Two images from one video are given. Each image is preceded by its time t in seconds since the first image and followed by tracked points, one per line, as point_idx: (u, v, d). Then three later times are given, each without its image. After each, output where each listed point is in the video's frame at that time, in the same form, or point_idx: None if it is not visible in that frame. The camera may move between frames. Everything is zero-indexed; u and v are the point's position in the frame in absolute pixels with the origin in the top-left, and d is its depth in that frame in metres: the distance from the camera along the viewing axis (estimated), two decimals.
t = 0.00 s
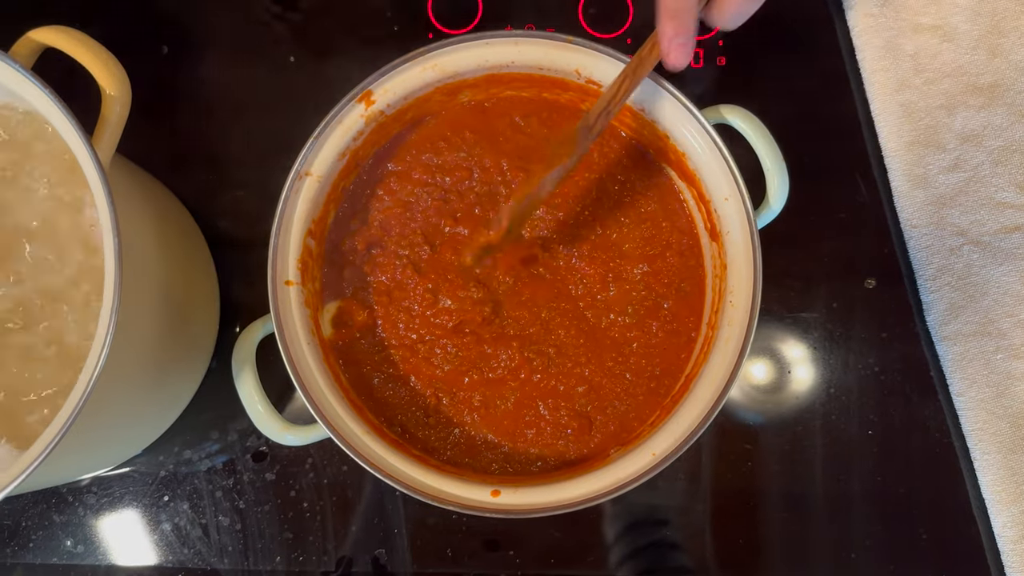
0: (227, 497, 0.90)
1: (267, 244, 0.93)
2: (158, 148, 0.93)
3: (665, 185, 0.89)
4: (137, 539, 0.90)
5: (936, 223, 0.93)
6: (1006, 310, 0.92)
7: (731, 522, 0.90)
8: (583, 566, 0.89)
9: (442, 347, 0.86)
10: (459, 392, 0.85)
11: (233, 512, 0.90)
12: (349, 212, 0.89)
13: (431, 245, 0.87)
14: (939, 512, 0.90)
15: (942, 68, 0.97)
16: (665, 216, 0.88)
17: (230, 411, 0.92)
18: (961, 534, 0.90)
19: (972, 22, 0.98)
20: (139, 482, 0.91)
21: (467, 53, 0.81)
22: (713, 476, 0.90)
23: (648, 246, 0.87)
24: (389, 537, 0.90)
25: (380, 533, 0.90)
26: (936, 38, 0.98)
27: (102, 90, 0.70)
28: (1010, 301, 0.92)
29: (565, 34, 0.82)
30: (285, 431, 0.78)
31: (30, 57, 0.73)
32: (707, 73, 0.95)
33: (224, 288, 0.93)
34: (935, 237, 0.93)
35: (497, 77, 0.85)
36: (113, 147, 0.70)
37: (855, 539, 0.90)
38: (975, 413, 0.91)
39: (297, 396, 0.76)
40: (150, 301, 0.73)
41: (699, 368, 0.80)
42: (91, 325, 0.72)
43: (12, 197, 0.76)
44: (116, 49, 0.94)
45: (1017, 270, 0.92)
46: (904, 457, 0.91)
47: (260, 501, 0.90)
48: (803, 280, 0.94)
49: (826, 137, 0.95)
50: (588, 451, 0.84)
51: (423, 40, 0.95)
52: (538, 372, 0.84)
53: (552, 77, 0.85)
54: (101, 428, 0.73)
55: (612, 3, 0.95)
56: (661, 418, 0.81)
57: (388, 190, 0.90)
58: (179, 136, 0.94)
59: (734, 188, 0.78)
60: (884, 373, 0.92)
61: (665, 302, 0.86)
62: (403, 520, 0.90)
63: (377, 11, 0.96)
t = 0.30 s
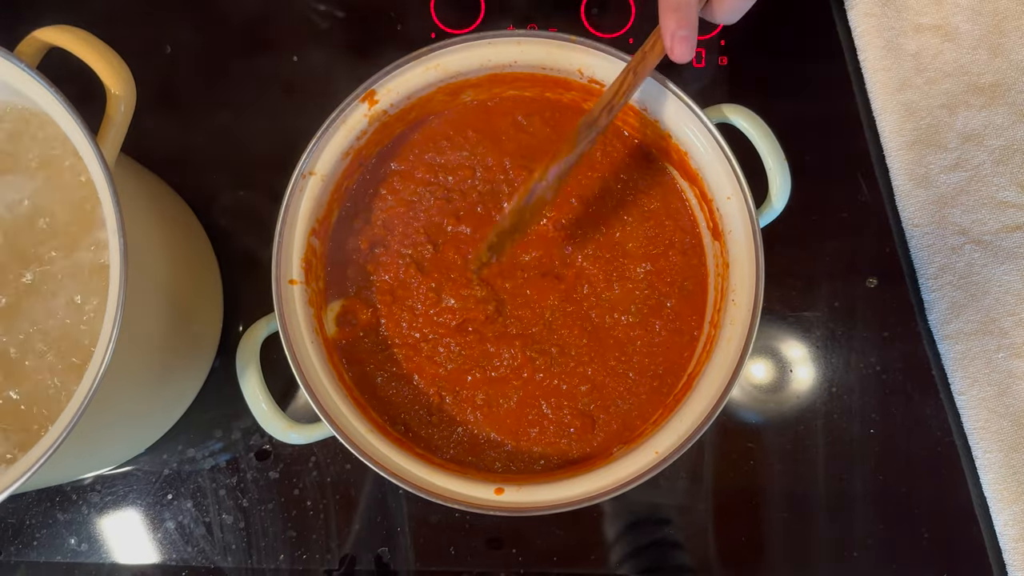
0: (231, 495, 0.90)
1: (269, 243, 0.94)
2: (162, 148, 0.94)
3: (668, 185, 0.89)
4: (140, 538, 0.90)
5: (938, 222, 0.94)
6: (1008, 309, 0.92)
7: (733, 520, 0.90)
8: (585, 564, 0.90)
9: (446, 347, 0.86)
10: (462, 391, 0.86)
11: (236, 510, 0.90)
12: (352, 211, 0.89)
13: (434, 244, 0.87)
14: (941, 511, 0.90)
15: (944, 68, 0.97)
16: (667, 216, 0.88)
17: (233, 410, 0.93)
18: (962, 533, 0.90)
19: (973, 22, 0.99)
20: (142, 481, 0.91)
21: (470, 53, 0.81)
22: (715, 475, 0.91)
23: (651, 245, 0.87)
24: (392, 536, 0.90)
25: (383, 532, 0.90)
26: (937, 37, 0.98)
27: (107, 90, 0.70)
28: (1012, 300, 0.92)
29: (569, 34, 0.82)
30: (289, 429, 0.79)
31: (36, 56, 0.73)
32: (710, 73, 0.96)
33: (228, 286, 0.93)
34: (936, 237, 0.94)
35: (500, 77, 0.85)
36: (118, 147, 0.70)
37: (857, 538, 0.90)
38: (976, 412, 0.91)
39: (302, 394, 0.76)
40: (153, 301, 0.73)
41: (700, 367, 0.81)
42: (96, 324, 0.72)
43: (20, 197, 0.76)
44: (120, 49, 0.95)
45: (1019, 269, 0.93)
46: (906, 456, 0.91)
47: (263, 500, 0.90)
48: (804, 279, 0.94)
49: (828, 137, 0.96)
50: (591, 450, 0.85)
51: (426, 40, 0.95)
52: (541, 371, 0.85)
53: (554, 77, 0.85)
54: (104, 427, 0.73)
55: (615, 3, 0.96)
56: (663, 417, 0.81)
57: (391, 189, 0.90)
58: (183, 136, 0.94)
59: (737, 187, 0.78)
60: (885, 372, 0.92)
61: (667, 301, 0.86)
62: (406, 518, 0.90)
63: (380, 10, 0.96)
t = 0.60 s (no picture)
0: (231, 498, 0.90)
1: (269, 245, 0.94)
2: (163, 150, 0.94)
3: (668, 187, 0.89)
4: (140, 540, 0.90)
5: (937, 224, 0.94)
6: (1007, 311, 0.92)
7: (732, 522, 0.90)
8: (585, 566, 0.90)
9: (446, 349, 0.86)
10: (462, 394, 0.86)
11: (236, 512, 0.90)
12: (352, 213, 0.89)
13: (435, 246, 0.87)
14: (941, 513, 0.90)
15: (943, 70, 0.97)
16: (668, 218, 0.88)
17: (233, 413, 0.93)
18: (962, 535, 0.90)
19: (973, 24, 0.99)
20: (142, 483, 0.91)
21: (470, 55, 0.81)
22: (715, 476, 0.91)
23: (650, 247, 0.87)
24: (392, 538, 0.90)
25: (383, 534, 0.90)
26: (936, 39, 0.98)
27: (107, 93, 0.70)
28: (1012, 301, 0.92)
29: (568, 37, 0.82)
30: (289, 431, 0.79)
31: (36, 59, 0.73)
32: (710, 75, 0.96)
33: (228, 289, 0.94)
34: (935, 238, 0.94)
35: (500, 80, 0.85)
36: (118, 149, 0.70)
37: (857, 539, 0.90)
38: (976, 413, 0.91)
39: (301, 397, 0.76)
40: (153, 303, 0.73)
41: (700, 369, 0.81)
42: (96, 327, 0.73)
43: (20, 200, 0.76)
44: (121, 52, 0.95)
45: (1018, 270, 0.93)
46: (905, 458, 0.91)
47: (264, 502, 0.90)
48: (804, 280, 0.94)
49: (827, 139, 0.96)
50: (591, 453, 0.85)
51: (426, 42, 0.96)
52: (541, 374, 0.85)
53: (554, 79, 0.85)
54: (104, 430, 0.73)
55: (615, 6, 0.96)
56: (663, 419, 0.81)
57: (391, 191, 0.90)
58: (183, 138, 0.94)
59: (736, 189, 0.78)
60: (885, 374, 0.92)
61: (667, 303, 0.86)
62: (406, 520, 0.91)
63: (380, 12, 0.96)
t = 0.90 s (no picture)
0: (234, 499, 0.90)
1: (271, 247, 0.94)
2: (164, 152, 0.94)
3: (671, 189, 0.89)
4: (142, 542, 0.90)
5: (939, 225, 0.94)
6: (1009, 312, 0.93)
7: (735, 523, 0.90)
8: (587, 567, 0.90)
9: (450, 351, 0.86)
10: (464, 395, 0.86)
11: (239, 514, 0.90)
12: (354, 215, 0.89)
13: (438, 247, 0.87)
14: (943, 514, 0.90)
15: (945, 71, 0.97)
16: (670, 220, 0.88)
17: (235, 414, 0.93)
18: (964, 536, 0.90)
19: (974, 25, 0.99)
20: (144, 484, 0.91)
21: (473, 57, 0.81)
22: (718, 477, 0.91)
23: (653, 248, 0.87)
24: (394, 539, 0.90)
25: (385, 535, 0.90)
26: (938, 40, 0.98)
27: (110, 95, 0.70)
28: (1014, 303, 0.92)
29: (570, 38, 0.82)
30: (292, 433, 0.79)
31: (39, 62, 0.73)
32: (712, 76, 0.96)
33: (229, 290, 0.94)
34: (938, 240, 0.94)
35: (503, 81, 0.85)
36: (121, 151, 0.70)
37: (860, 541, 0.90)
38: (979, 414, 0.91)
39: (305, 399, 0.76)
40: (156, 305, 0.73)
41: (704, 371, 0.81)
42: (99, 329, 0.73)
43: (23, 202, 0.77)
44: (123, 53, 0.95)
45: (1020, 272, 0.93)
46: (908, 459, 0.91)
47: (266, 504, 0.90)
48: (806, 282, 0.94)
49: (829, 140, 0.96)
50: (594, 454, 0.85)
51: (428, 44, 0.96)
52: (544, 375, 0.85)
53: (557, 81, 0.85)
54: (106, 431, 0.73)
55: (617, 7, 0.96)
56: (666, 421, 0.81)
57: (394, 192, 0.90)
58: (185, 140, 0.94)
59: (739, 190, 0.78)
60: (887, 376, 0.92)
61: (670, 305, 0.87)
62: (409, 522, 0.90)
63: (381, 14, 0.96)
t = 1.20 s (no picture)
0: (234, 501, 0.90)
1: (272, 248, 0.94)
2: (165, 153, 0.94)
3: (670, 190, 0.89)
4: (142, 543, 0.91)
5: (939, 226, 0.94)
6: (1009, 313, 0.93)
7: (735, 524, 0.90)
8: (588, 568, 0.90)
9: (449, 353, 0.86)
10: (465, 396, 0.86)
11: (239, 515, 0.90)
12: (355, 216, 0.89)
13: (437, 250, 0.87)
14: (943, 514, 0.90)
15: (944, 72, 0.97)
16: (671, 222, 0.88)
17: (235, 416, 0.93)
18: (964, 536, 0.90)
19: (973, 26, 0.99)
20: (145, 486, 0.91)
21: (473, 59, 0.82)
22: (718, 478, 0.91)
23: (653, 249, 0.87)
24: (394, 540, 0.90)
25: (386, 537, 0.90)
26: (937, 42, 0.98)
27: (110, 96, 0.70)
28: (1014, 303, 0.92)
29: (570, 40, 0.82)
30: (293, 435, 0.79)
31: (39, 64, 0.73)
32: (711, 77, 0.96)
33: (230, 291, 0.94)
34: (937, 241, 0.94)
35: (502, 83, 0.85)
36: (121, 153, 0.70)
37: (860, 542, 0.90)
38: (978, 415, 0.91)
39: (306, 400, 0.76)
40: (156, 307, 0.73)
41: (704, 372, 0.81)
42: (99, 331, 0.73)
43: (24, 203, 0.77)
44: (123, 55, 0.95)
45: (1020, 273, 0.93)
46: (908, 460, 0.91)
47: (267, 505, 0.90)
48: (806, 283, 0.94)
49: (828, 141, 0.96)
50: (595, 455, 0.85)
51: (428, 45, 0.96)
52: (544, 376, 0.85)
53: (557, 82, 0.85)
54: (108, 432, 0.74)
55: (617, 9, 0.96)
56: (667, 422, 0.81)
57: (394, 194, 0.90)
58: (186, 141, 0.94)
59: (739, 192, 0.78)
60: (887, 377, 0.92)
61: (671, 306, 0.87)
62: (409, 523, 0.91)
63: (381, 15, 0.96)
